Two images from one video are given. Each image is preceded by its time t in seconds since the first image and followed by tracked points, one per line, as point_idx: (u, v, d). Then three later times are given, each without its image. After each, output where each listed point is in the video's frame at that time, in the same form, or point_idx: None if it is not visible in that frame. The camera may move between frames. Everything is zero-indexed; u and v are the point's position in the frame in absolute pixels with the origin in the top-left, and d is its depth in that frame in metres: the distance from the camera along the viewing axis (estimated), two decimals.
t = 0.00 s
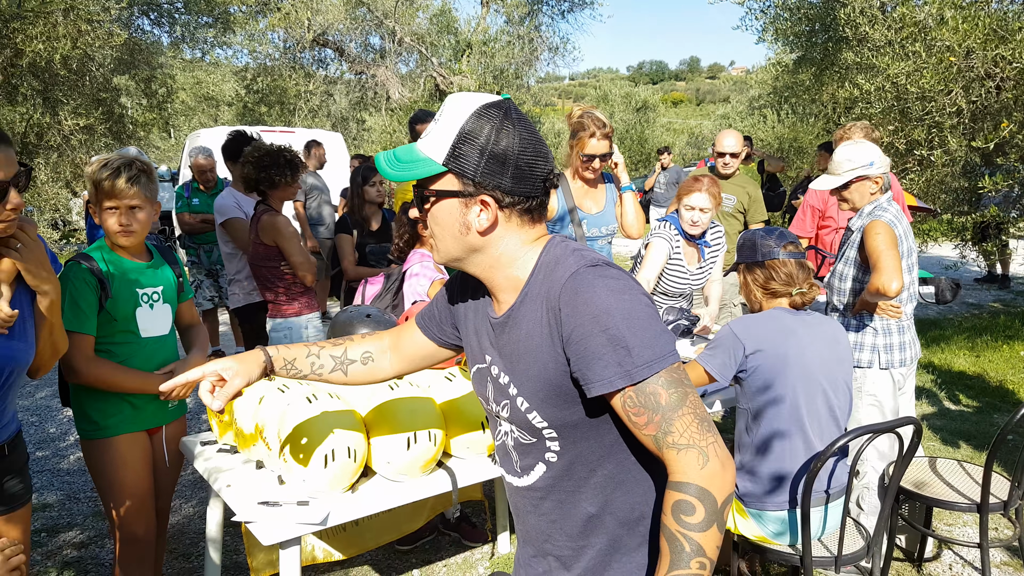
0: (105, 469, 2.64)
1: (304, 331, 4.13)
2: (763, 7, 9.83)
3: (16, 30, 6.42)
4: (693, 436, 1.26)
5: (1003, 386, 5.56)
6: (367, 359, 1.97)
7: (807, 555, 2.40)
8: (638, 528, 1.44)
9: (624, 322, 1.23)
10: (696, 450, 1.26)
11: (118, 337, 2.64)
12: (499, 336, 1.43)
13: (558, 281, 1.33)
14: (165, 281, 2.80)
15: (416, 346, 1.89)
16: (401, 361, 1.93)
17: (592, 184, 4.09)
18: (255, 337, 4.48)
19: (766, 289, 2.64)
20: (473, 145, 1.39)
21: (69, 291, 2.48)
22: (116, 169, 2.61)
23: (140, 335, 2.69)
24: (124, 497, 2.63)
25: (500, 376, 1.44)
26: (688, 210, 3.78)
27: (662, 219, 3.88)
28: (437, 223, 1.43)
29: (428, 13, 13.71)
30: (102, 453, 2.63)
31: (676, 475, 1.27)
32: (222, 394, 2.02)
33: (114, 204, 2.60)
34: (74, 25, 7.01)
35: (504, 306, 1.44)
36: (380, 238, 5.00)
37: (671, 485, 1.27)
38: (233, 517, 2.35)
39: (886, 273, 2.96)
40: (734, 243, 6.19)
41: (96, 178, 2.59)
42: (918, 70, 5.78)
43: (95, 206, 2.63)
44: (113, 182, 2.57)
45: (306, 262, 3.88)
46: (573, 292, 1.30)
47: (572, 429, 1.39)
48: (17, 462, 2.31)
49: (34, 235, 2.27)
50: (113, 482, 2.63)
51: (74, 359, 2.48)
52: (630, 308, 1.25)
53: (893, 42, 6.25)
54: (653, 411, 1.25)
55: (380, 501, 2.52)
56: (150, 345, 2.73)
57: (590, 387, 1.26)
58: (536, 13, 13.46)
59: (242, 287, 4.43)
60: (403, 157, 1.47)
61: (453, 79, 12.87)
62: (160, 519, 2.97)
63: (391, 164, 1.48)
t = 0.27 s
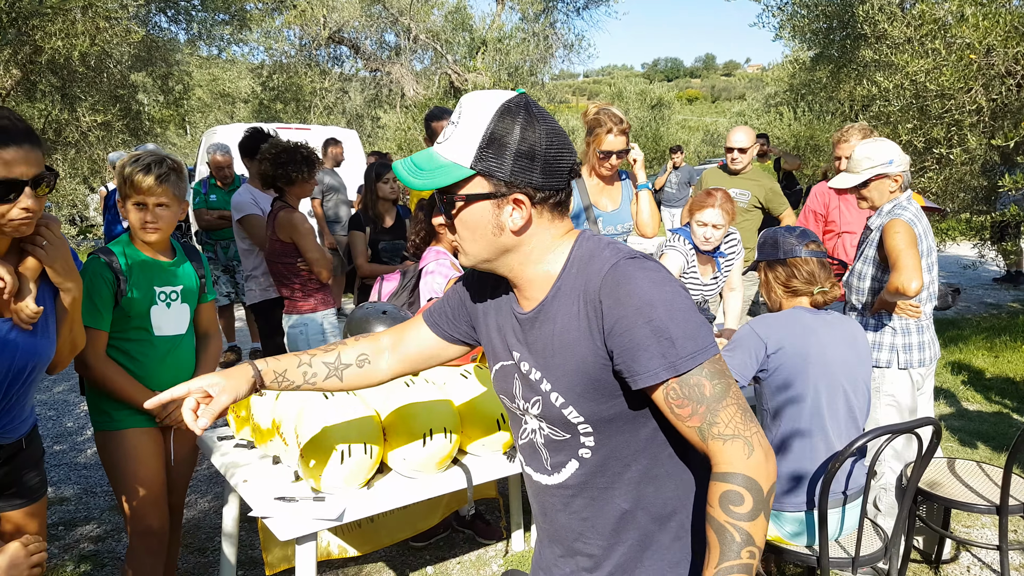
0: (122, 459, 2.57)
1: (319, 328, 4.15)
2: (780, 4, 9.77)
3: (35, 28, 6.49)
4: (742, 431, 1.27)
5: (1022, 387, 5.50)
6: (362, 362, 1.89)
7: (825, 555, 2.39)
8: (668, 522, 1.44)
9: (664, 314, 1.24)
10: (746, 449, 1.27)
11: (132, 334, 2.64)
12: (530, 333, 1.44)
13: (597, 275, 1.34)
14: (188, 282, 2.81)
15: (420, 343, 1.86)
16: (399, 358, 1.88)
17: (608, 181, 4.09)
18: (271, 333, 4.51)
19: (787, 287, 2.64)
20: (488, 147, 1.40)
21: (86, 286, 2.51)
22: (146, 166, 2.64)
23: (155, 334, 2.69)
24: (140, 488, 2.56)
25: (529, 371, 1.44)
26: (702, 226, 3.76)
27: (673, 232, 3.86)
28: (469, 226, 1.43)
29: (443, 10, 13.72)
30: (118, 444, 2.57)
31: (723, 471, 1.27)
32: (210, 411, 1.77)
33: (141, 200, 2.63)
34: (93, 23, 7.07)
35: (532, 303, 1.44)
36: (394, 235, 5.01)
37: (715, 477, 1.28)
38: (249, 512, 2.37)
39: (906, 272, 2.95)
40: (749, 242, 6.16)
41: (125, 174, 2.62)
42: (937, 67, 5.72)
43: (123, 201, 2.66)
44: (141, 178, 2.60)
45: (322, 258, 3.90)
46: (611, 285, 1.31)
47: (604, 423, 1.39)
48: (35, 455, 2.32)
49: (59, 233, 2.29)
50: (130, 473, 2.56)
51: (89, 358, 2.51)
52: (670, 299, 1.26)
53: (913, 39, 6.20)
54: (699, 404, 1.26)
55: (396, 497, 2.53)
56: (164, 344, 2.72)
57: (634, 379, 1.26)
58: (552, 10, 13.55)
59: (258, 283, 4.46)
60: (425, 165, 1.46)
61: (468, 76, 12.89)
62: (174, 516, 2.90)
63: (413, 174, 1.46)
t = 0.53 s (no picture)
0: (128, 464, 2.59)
1: (329, 326, 4.17)
2: (789, 3, 9.75)
3: (44, 26, 6.55)
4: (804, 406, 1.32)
5: None
6: (412, 432, 1.64)
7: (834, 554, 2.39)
8: (725, 513, 1.42)
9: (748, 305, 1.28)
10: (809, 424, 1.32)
11: (143, 337, 2.64)
12: (587, 340, 1.38)
13: (669, 273, 1.34)
14: (199, 284, 2.79)
15: (448, 389, 1.65)
16: (433, 410, 1.65)
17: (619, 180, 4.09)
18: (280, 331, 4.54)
19: (797, 286, 2.65)
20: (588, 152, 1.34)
21: (98, 287, 2.49)
22: (168, 173, 2.54)
23: (165, 338, 2.69)
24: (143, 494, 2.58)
25: (592, 378, 1.38)
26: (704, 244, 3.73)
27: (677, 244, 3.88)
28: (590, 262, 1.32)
29: (452, 9, 13.70)
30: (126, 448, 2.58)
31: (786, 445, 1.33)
32: (329, 566, 1.47)
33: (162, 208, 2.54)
34: (102, 21, 7.11)
35: (586, 308, 1.39)
36: (403, 233, 5.03)
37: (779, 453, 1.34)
38: (259, 512, 2.37)
39: (916, 270, 2.96)
40: (758, 240, 6.16)
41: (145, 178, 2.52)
42: (947, 66, 5.71)
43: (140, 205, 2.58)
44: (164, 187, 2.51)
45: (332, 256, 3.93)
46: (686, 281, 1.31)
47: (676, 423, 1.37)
48: (43, 453, 2.33)
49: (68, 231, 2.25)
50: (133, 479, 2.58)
51: (105, 361, 2.50)
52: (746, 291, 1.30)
53: (923, 38, 6.19)
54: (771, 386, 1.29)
55: (407, 495, 2.53)
56: (174, 348, 2.72)
57: (728, 373, 1.27)
58: (560, 9, 13.42)
59: (267, 281, 4.49)
60: (563, 205, 1.28)
61: (477, 75, 12.91)
62: (179, 515, 2.91)
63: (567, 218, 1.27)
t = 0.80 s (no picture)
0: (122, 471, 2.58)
1: (326, 326, 4.19)
2: (786, 4, 9.80)
3: (39, 24, 6.53)
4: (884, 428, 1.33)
5: None
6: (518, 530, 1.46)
7: (829, 552, 2.35)
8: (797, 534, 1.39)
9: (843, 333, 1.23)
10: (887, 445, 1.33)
11: (139, 343, 2.63)
12: (685, 380, 1.27)
13: (780, 310, 1.24)
14: (194, 287, 2.78)
15: (534, 467, 1.42)
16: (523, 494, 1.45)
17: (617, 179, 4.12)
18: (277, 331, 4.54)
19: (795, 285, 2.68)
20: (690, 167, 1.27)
21: (92, 293, 2.45)
22: (171, 181, 2.50)
23: (162, 343, 2.68)
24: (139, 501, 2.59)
25: (690, 424, 1.28)
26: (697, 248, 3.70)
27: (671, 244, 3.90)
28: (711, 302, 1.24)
29: (451, 8, 13.66)
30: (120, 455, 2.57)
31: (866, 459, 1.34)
32: None
33: (160, 215, 2.50)
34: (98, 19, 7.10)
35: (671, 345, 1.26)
36: (401, 233, 5.05)
37: (859, 473, 1.37)
38: (256, 512, 2.41)
39: (911, 269, 2.99)
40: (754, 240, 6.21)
41: (146, 184, 2.48)
42: (941, 67, 5.76)
43: (138, 207, 2.54)
44: (163, 194, 2.47)
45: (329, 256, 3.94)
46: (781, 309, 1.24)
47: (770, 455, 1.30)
48: (37, 453, 2.30)
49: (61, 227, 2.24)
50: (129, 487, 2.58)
51: (96, 368, 2.46)
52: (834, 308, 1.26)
53: (917, 39, 6.25)
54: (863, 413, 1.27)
55: (403, 495, 2.58)
56: (171, 353, 2.71)
57: (847, 414, 1.23)
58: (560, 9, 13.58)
59: (264, 281, 4.49)
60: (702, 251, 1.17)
61: (475, 74, 12.90)
62: (174, 518, 2.94)
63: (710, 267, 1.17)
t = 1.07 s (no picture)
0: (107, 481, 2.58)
1: (314, 327, 4.17)
2: (773, 6, 9.85)
3: (22, 21, 6.47)
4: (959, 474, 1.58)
5: (1007, 382, 5.62)
6: None
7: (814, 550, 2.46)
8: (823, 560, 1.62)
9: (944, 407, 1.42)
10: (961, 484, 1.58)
11: (125, 348, 2.60)
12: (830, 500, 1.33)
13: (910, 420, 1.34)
14: (176, 287, 2.78)
15: None
16: None
17: (605, 180, 4.14)
18: (264, 331, 4.52)
19: (770, 289, 2.71)
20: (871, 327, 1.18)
21: (74, 303, 2.39)
22: (153, 185, 2.48)
23: (149, 347, 2.66)
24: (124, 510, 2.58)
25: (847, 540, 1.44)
26: (683, 241, 3.72)
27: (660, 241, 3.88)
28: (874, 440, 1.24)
29: (440, 7, 13.59)
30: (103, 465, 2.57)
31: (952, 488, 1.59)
32: None
33: (142, 216, 2.49)
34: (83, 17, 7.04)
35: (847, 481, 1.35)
36: (391, 233, 5.03)
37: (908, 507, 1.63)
38: (242, 514, 2.40)
39: (895, 270, 3.02)
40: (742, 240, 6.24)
41: (127, 188, 2.45)
42: (925, 69, 5.82)
43: (118, 212, 2.51)
44: (145, 195, 2.46)
45: (317, 256, 3.92)
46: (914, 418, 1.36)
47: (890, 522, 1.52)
48: (17, 456, 2.27)
49: (43, 228, 2.21)
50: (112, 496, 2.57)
51: (73, 378, 2.41)
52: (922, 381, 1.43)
53: (902, 42, 6.31)
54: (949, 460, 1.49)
55: (391, 496, 2.58)
56: (159, 355, 2.70)
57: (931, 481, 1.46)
58: (549, 9, 13.51)
59: (250, 281, 4.47)
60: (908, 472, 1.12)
61: (464, 74, 12.88)
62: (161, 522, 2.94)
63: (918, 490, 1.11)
